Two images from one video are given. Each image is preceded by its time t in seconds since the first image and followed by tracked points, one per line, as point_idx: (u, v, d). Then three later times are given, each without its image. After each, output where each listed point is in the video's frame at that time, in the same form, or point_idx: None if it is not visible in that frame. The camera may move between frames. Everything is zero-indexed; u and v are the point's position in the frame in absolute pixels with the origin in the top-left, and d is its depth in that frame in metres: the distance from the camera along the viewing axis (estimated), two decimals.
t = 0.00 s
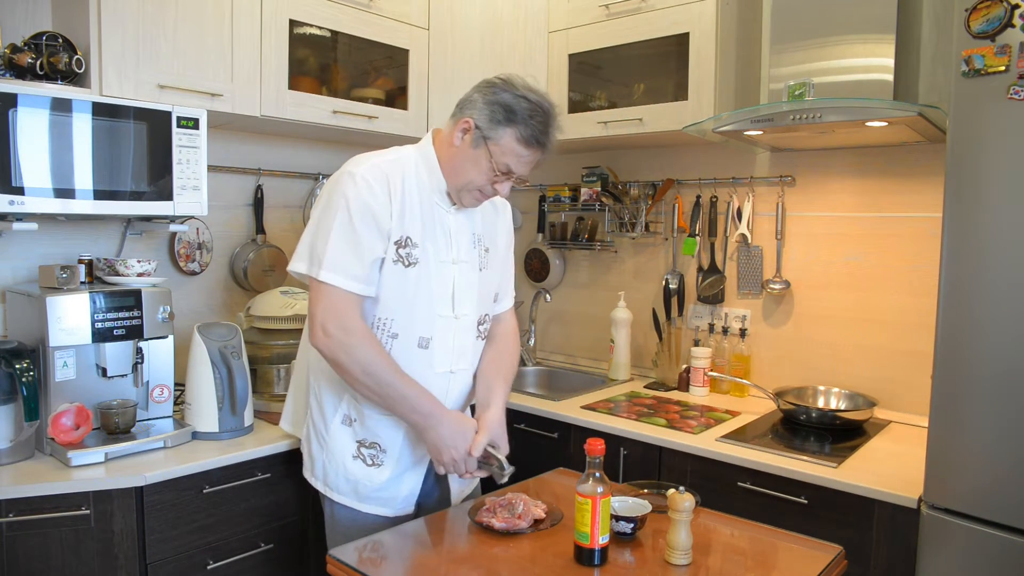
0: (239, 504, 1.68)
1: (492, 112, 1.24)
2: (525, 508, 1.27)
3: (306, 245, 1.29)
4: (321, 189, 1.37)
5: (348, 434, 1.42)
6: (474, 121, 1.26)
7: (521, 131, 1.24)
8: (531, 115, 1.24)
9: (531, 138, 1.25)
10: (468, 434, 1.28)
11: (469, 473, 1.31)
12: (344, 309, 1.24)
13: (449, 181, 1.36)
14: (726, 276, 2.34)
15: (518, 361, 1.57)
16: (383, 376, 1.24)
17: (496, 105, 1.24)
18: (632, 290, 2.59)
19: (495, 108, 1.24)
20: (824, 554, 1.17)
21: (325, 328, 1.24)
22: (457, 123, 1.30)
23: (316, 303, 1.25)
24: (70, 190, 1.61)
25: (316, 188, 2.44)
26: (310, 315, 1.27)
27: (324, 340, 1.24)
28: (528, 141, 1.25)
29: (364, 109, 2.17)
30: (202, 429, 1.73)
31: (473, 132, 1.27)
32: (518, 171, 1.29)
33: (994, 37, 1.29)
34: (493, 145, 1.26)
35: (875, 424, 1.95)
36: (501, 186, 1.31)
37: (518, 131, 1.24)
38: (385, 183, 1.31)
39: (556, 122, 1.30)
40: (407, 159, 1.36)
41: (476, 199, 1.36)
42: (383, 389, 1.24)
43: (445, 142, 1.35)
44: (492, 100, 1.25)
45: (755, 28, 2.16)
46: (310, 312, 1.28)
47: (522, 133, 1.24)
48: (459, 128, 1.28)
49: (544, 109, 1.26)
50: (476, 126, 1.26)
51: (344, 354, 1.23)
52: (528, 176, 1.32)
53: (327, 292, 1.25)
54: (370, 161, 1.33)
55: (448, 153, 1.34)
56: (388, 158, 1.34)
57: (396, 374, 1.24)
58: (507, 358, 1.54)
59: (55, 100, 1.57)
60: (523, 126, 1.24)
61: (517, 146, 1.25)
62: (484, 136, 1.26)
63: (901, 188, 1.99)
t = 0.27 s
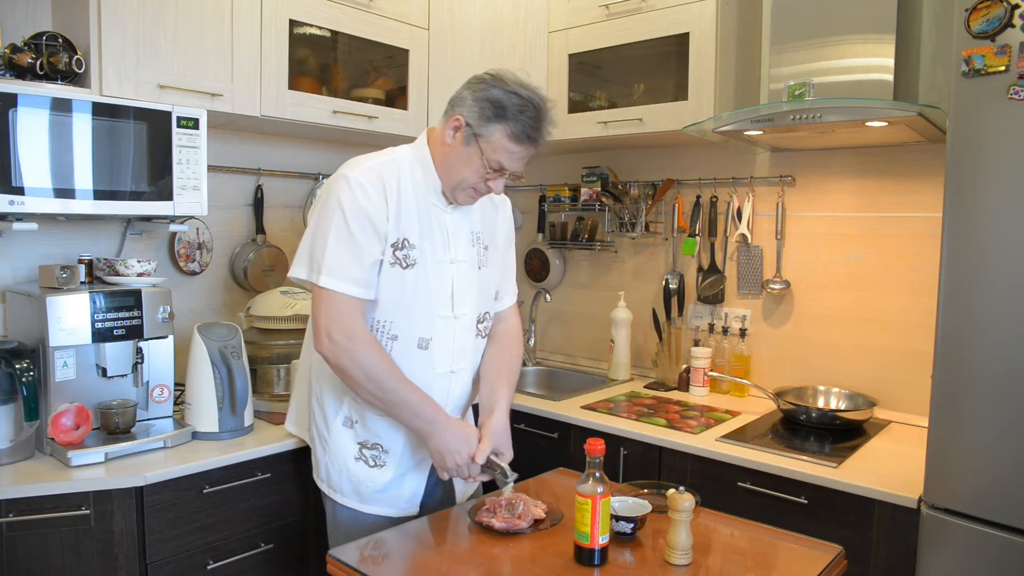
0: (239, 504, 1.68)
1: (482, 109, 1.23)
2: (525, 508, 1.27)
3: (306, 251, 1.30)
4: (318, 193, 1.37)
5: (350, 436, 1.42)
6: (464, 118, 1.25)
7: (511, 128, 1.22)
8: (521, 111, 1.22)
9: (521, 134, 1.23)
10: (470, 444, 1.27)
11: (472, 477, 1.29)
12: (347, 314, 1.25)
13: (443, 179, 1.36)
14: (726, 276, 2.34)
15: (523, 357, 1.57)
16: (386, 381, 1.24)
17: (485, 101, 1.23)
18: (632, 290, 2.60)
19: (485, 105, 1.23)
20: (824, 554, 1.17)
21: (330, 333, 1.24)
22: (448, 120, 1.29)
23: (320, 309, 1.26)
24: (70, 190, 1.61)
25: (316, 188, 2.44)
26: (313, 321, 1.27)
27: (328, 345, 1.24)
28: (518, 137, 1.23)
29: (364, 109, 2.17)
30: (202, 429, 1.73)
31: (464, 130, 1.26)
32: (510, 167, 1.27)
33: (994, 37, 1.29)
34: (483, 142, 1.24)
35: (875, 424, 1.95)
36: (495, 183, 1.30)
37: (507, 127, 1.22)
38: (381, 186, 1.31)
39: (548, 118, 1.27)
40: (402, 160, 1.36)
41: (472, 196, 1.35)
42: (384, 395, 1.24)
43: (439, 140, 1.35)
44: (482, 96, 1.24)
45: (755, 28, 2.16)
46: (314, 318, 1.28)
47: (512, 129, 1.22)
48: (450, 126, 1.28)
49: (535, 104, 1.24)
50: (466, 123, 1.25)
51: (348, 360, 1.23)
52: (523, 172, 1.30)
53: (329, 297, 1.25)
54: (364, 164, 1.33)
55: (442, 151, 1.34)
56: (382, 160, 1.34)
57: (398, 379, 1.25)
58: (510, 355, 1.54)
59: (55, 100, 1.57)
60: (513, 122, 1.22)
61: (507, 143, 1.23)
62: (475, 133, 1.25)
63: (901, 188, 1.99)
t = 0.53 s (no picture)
0: (239, 504, 1.68)
1: (474, 108, 1.23)
2: (525, 508, 1.27)
3: (303, 256, 1.30)
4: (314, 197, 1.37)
5: (350, 438, 1.42)
6: (457, 118, 1.25)
7: (504, 126, 1.22)
8: (514, 109, 1.22)
9: (515, 133, 1.23)
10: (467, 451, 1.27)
11: (471, 480, 1.29)
12: (347, 321, 1.25)
13: (438, 180, 1.36)
14: (726, 276, 2.34)
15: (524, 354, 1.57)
16: (386, 389, 1.24)
17: (477, 101, 1.23)
18: (632, 289, 2.59)
19: (477, 104, 1.23)
20: (824, 554, 1.17)
21: (329, 340, 1.24)
22: (441, 120, 1.29)
23: (319, 316, 1.26)
24: (70, 190, 1.61)
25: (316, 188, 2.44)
26: (314, 328, 1.28)
27: (330, 352, 1.25)
28: (512, 135, 1.23)
29: (364, 109, 2.17)
30: (202, 429, 1.73)
31: (457, 130, 1.26)
32: (505, 166, 1.27)
33: (994, 37, 1.29)
34: (477, 142, 1.24)
35: (875, 424, 1.95)
36: (490, 182, 1.30)
37: (500, 126, 1.22)
38: (377, 189, 1.31)
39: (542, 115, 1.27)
40: (398, 162, 1.35)
41: (467, 196, 1.35)
42: (383, 401, 1.24)
43: (433, 140, 1.35)
44: (474, 96, 1.23)
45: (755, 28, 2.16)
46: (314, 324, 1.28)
47: (505, 128, 1.22)
48: (443, 126, 1.28)
49: (528, 102, 1.23)
50: (459, 123, 1.25)
51: (348, 367, 1.24)
52: (518, 170, 1.30)
53: (329, 303, 1.25)
54: (360, 168, 1.33)
55: (436, 152, 1.34)
56: (378, 163, 1.34)
57: (398, 387, 1.25)
58: (511, 354, 1.54)
59: (55, 100, 1.57)
60: (505, 121, 1.22)
61: (501, 142, 1.23)
62: (468, 133, 1.25)
63: (901, 188, 1.99)
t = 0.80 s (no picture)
0: (239, 504, 1.68)
1: (469, 108, 1.23)
2: (525, 509, 1.27)
3: (301, 258, 1.30)
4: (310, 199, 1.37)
5: (349, 439, 1.42)
6: (452, 118, 1.25)
7: (499, 126, 1.22)
8: (508, 108, 1.22)
9: (509, 132, 1.23)
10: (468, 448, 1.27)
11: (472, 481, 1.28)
12: (345, 323, 1.25)
13: (435, 180, 1.36)
14: (726, 276, 2.34)
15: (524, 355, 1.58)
16: (387, 389, 1.24)
17: (472, 100, 1.23)
18: (632, 289, 2.59)
19: (471, 104, 1.23)
20: (824, 554, 1.17)
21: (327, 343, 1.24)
22: (436, 121, 1.29)
23: (319, 318, 1.26)
24: (70, 190, 1.61)
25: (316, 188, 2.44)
26: (313, 330, 1.28)
27: (330, 355, 1.25)
28: (506, 135, 1.23)
29: (364, 110, 2.17)
30: (202, 429, 1.73)
31: (452, 130, 1.26)
32: (501, 166, 1.27)
33: (994, 36, 1.29)
34: (472, 142, 1.24)
35: (875, 424, 1.95)
36: (486, 183, 1.30)
37: (495, 125, 1.22)
38: (374, 190, 1.31)
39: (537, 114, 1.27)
40: (395, 163, 1.36)
41: (464, 196, 1.35)
42: (382, 402, 1.24)
43: (429, 141, 1.35)
44: (468, 96, 1.23)
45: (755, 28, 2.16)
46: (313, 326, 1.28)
47: (500, 127, 1.22)
48: (438, 127, 1.28)
49: (522, 101, 1.23)
50: (454, 123, 1.25)
51: (347, 368, 1.24)
52: (515, 170, 1.30)
53: (327, 305, 1.25)
54: (356, 169, 1.32)
55: (432, 152, 1.34)
56: (374, 164, 1.34)
57: (398, 387, 1.25)
58: (509, 354, 1.54)
59: (55, 100, 1.57)
60: (501, 120, 1.22)
61: (496, 141, 1.23)
62: (463, 133, 1.25)
63: (901, 188, 1.99)
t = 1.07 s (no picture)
0: (239, 504, 1.68)
1: (462, 105, 1.23)
2: (525, 508, 1.27)
3: (293, 261, 1.30)
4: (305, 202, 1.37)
5: (350, 441, 1.42)
6: (446, 115, 1.25)
7: (493, 122, 1.22)
8: (502, 104, 1.22)
9: (503, 128, 1.22)
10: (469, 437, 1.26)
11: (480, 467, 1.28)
12: (332, 322, 1.25)
13: (432, 179, 1.36)
14: (726, 276, 2.34)
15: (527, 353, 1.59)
16: (378, 384, 1.23)
17: (465, 97, 1.23)
18: (632, 289, 2.59)
19: (465, 101, 1.23)
20: (824, 554, 1.17)
21: (316, 344, 1.24)
22: (431, 119, 1.29)
23: (305, 318, 1.26)
24: (70, 190, 1.61)
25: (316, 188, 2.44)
26: (301, 330, 1.28)
27: (313, 354, 1.24)
28: (500, 131, 1.22)
29: (364, 109, 2.17)
30: (202, 429, 1.73)
31: (446, 128, 1.26)
32: (496, 163, 1.26)
33: (994, 36, 1.29)
34: (466, 139, 1.24)
35: (875, 424, 1.95)
36: (482, 179, 1.30)
37: (488, 122, 1.22)
38: (368, 191, 1.31)
39: (532, 110, 1.26)
40: (391, 163, 1.36)
41: (462, 194, 1.35)
42: (381, 403, 1.24)
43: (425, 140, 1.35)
44: (462, 93, 1.23)
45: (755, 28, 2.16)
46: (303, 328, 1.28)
47: (493, 123, 1.22)
48: (433, 125, 1.28)
49: (516, 96, 1.23)
50: (448, 121, 1.25)
51: (333, 366, 1.23)
52: (512, 166, 1.29)
53: (316, 306, 1.25)
54: (350, 171, 1.32)
55: (429, 150, 1.34)
56: (368, 165, 1.34)
57: (387, 382, 1.24)
58: (511, 353, 1.56)
59: (55, 100, 1.57)
60: (494, 116, 1.21)
61: (490, 138, 1.23)
62: (457, 130, 1.25)
63: (901, 188, 1.99)
